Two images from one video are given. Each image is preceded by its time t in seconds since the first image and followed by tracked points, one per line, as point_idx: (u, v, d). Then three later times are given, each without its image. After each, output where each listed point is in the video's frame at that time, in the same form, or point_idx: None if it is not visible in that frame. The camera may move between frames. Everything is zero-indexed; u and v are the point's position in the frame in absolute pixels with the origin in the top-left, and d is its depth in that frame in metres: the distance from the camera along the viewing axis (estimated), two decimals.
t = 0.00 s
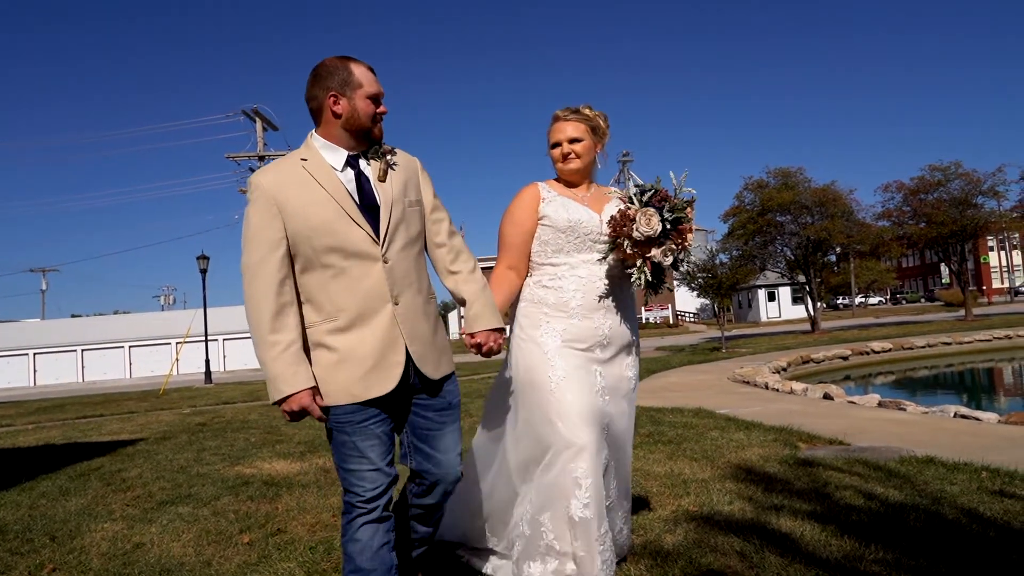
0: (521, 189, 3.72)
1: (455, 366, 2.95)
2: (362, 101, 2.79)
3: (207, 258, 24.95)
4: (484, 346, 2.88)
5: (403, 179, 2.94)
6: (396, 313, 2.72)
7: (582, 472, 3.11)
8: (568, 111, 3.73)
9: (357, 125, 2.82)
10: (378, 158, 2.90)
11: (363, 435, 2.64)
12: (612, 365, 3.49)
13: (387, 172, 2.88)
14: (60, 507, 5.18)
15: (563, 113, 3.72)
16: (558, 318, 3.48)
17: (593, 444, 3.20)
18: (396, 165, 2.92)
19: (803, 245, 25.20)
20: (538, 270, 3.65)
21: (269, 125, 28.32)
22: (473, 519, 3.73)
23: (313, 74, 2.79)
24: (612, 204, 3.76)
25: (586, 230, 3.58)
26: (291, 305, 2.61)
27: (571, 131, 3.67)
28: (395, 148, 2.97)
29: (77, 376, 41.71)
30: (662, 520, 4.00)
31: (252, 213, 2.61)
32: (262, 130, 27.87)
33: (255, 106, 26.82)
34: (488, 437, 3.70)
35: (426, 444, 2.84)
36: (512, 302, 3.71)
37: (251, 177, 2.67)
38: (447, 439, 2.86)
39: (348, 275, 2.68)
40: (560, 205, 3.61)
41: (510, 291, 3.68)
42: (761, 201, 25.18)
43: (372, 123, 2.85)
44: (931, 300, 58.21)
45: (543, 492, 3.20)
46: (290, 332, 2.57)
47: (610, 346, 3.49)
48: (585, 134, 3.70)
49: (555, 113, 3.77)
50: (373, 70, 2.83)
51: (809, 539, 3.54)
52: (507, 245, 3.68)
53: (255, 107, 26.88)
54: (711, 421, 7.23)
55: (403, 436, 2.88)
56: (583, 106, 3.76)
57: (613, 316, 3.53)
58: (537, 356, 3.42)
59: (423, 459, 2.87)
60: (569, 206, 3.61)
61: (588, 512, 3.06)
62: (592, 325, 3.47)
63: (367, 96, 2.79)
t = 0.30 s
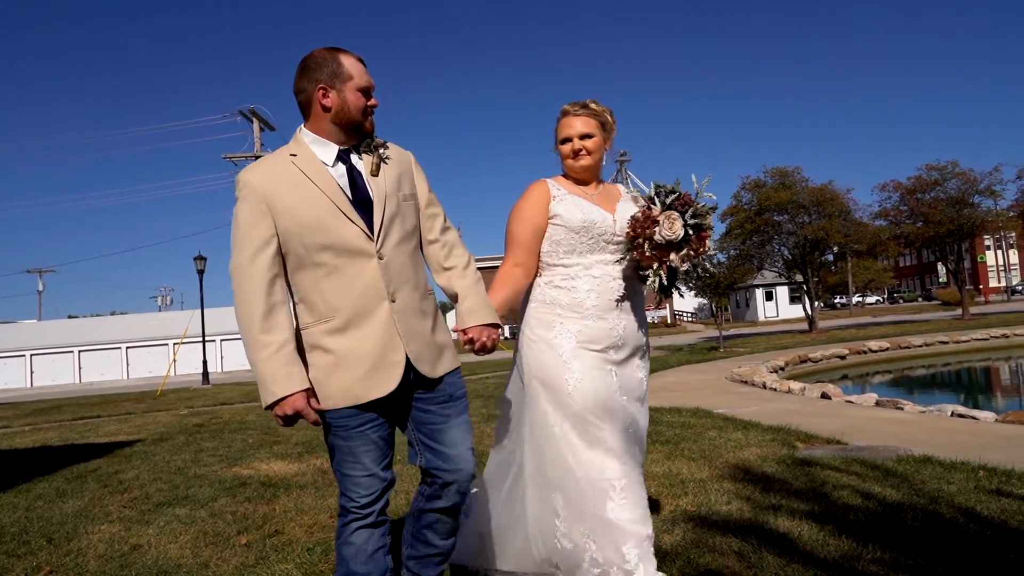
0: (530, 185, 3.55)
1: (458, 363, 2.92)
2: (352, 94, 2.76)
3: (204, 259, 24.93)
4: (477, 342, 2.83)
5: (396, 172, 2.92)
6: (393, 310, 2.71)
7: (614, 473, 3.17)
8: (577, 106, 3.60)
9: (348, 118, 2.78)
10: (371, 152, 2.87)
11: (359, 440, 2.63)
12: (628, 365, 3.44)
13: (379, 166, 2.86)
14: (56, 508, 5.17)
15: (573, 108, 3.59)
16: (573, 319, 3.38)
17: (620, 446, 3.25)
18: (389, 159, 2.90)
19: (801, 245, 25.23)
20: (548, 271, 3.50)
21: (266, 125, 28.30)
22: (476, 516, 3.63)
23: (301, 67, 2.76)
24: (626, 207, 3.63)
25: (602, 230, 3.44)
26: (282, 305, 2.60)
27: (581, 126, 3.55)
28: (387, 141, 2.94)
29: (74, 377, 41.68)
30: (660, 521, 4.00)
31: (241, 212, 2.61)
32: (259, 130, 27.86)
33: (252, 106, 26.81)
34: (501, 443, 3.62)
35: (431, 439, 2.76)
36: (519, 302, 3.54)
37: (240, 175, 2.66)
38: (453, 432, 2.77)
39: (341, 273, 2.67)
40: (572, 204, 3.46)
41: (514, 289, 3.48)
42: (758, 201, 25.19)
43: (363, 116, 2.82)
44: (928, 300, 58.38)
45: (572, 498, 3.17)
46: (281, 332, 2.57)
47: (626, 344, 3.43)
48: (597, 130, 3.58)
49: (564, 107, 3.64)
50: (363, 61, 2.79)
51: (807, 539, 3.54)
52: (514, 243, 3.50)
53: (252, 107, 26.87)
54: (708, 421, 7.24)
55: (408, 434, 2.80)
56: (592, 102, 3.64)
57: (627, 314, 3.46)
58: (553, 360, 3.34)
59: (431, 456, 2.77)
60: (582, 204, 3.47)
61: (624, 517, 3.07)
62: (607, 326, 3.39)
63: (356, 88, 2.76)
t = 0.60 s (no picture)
0: (540, 183, 3.27)
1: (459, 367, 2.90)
2: (340, 89, 2.72)
3: (200, 261, 24.89)
4: (471, 349, 2.83)
5: (391, 169, 2.90)
6: (389, 315, 2.68)
7: (642, 490, 2.94)
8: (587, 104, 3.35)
9: (338, 114, 2.75)
10: (364, 149, 2.86)
11: (357, 448, 2.62)
12: (652, 374, 3.17)
13: (373, 163, 2.84)
14: (51, 513, 5.14)
15: (584, 106, 3.32)
16: (594, 327, 3.11)
17: (648, 460, 2.99)
18: (383, 155, 2.88)
19: (797, 245, 25.26)
20: (558, 275, 3.22)
21: (263, 127, 28.31)
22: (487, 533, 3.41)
23: (289, 63, 2.74)
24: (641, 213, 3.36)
25: (619, 233, 3.19)
26: (275, 311, 2.59)
27: (593, 125, 3.28)
28: (380, 137, 2.92)
29: (70, 380, 41.60)
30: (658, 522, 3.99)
31: (233, 217, 2.59)
32: (255, 132, 27.79)
33: (247, 108, 26.76)
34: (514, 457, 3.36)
35: (425, 445, 2.73)
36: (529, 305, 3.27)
37: (231, 179, 2.65)
38: (446, 437, 2.74)
39: (336, 277, 2.65)
40: (586, 207, 3.20)
41: (518, 297, 3.18)
42: (755, 201, 25.21)
43: (353, 111, 2.78)
44: (923, 299, 58.54)
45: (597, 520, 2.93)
46: (276, 339, 2.56)
47: (649, 352, 3.16)
48: (609, 130, 3.33)
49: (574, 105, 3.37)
50: (351, 55, 2.76)
51: (803, 540, 3.54)
52: (520, 245, 3.22)
53: (248, 109, 26.82)
54: (705, 422, 7.22)
55: (401, 439, 2.77)
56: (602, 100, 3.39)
57: (648, 322, 3.19)
58: (571, 372, 3.08)
59: (423, 461, 2.74)
60: (597, 206, 3.21)
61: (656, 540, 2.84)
62: (629, 333, 3.12)
63: (345, 82, 2.72)
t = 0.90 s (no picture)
0: (554, 183, 3.21)
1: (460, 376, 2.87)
2: (338, 88, 2.70)
3: (196, 264, 24.82)
4: (472, 359, 2.81)
5: (393, 171, 2.85)
6: (387, 325, 2.65)
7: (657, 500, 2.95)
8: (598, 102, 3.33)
9: (335, 114, 2.73)
10: (364, 151, 2.83)
11: (350, 456, 2.61)
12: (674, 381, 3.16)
13: (373, 165, 2.81)
14: (45, 519, 5.11)
15: (598, 104, 3.30)
16: (620, 333, 3.06)
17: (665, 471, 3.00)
18: (384, 157, 2.85)
19: (794, 247, 25.29)
20: (578, 278, 3.17)
21: (259, 130, 28.26)
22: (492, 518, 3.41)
23: (286, 63, 2.74)
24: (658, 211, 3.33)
25: (643, 232, 3.14)
26: (274, 319, 2.62)
27: (607, 122, 3.26)
28: (380, 138, 2.89)
29: (65, 384, 41.45)
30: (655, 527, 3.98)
31: (230, 222, 2.60)
32: (251, 135, 27.72)
33: (244, 111, 26.72)
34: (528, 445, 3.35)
35: (418, 452, 2.69)
36: (537, 309, 3.26)
37: (228, 182, 2.65)
38: (436, 443, 2.69)
39: (332, 285, 2.63)
40: (605, 206, 3.15)
41: (528, 302, 3.14)
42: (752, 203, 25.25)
43: (351, 111, 2.76)
44: (919, 301, 58.64)
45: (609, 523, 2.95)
46: (273, 349, 2.58)
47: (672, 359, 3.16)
48: (623, 126, 3.30)
49: (585, 103, 3.34)
50: (348, 52, 2.74)
51: (799, 545, 3.53)
52: (532, 249, 3.18)
53: (244, 112, 26.79)
54: (702, 425, 7.21)
55: (396, 449, 2.75)
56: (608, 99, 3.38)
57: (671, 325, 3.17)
58: (595, 372, 3.06)
59: (414, 468, 2.70)
60: (617, 206, 3.16)
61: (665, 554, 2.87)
62: (654, 338, 3.11)
63: (342, 81, 2.70)
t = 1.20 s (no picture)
0: (571, 171, 3.20)
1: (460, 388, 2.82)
2: (346, 87, 2.69)
3: (192, 267, 24.78)
4: (481, 371, 2.72)
5: (400, 174, 2.79)
6: (383, 336, 2.62)
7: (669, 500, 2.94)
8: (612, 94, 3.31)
9: (343, 113, 2.71)
10: (372, 152, 2.77)
11: (346, 469, 2.61)
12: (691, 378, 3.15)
13: (379, 167, 2.75)
14: (38, 525, 5.09)
15: (611, 95, 3.30)
16: (633, 331, 3.05)
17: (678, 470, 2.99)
18: (392, 159, 2.78)
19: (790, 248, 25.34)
20: (592, 271, 3.15)
21: (254, 133, 28.21)
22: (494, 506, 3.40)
23: (294, 60, 2.73)
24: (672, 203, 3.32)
25: (660, 224, 3.12)
26: (274, 320, 2.63)
27: (621, 113, 3.26)
28: (389, 139, 2.84)
29: (61, 388, 41.31)
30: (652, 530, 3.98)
31: (231, 220, 2.60)
32: (247, 137, 27.72)
33: (240, 114, 26.74)
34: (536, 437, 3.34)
35: (416, 465, 2.66)
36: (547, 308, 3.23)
37: (232, 180, 2.66)
38: (434, 457, 2.65)
39: (328, 291, 2.61)
40: (623, 196, 3.13)
41: (540, 299, 3.10)
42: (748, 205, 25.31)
43: (358, 111, 2.74)
44: (915, 303, 58.77)
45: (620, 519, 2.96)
46: (270, 352, 2.59)
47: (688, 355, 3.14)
48: (637, 118, 3.30)
49: (598, 93, 3.33)
50: (358, 50, 2.71)
51: (794, 548, 3.52)
52: (546, 241, 3.15)
53: (240, 115, 26.81)
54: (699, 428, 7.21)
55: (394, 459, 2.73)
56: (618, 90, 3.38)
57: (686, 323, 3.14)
58: (609, 368, 3.06)
59: (412, 481, 2.67)
60: (634, 197, 3.14)
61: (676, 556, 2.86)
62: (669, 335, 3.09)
63: (351, 79, 2.68)
